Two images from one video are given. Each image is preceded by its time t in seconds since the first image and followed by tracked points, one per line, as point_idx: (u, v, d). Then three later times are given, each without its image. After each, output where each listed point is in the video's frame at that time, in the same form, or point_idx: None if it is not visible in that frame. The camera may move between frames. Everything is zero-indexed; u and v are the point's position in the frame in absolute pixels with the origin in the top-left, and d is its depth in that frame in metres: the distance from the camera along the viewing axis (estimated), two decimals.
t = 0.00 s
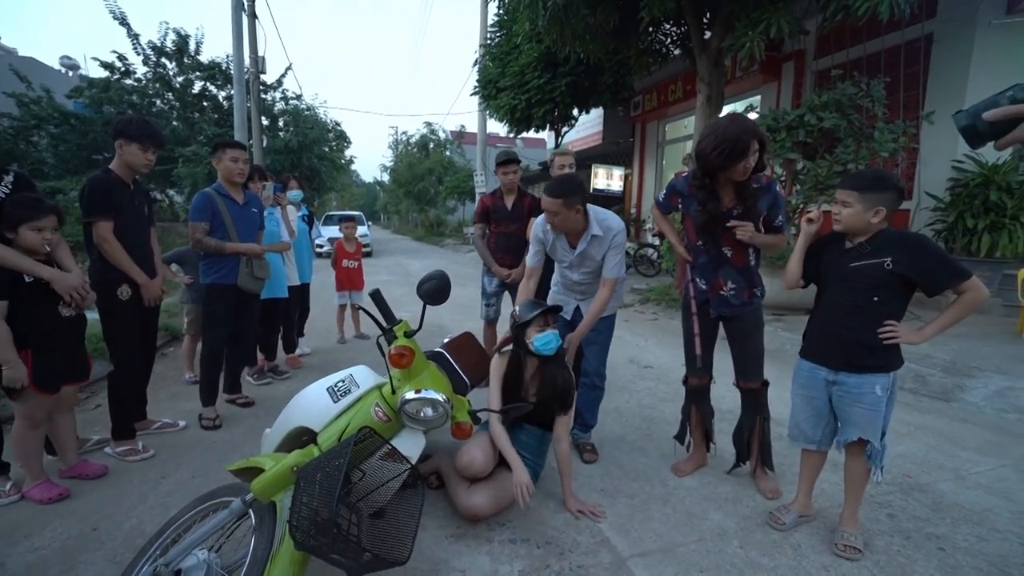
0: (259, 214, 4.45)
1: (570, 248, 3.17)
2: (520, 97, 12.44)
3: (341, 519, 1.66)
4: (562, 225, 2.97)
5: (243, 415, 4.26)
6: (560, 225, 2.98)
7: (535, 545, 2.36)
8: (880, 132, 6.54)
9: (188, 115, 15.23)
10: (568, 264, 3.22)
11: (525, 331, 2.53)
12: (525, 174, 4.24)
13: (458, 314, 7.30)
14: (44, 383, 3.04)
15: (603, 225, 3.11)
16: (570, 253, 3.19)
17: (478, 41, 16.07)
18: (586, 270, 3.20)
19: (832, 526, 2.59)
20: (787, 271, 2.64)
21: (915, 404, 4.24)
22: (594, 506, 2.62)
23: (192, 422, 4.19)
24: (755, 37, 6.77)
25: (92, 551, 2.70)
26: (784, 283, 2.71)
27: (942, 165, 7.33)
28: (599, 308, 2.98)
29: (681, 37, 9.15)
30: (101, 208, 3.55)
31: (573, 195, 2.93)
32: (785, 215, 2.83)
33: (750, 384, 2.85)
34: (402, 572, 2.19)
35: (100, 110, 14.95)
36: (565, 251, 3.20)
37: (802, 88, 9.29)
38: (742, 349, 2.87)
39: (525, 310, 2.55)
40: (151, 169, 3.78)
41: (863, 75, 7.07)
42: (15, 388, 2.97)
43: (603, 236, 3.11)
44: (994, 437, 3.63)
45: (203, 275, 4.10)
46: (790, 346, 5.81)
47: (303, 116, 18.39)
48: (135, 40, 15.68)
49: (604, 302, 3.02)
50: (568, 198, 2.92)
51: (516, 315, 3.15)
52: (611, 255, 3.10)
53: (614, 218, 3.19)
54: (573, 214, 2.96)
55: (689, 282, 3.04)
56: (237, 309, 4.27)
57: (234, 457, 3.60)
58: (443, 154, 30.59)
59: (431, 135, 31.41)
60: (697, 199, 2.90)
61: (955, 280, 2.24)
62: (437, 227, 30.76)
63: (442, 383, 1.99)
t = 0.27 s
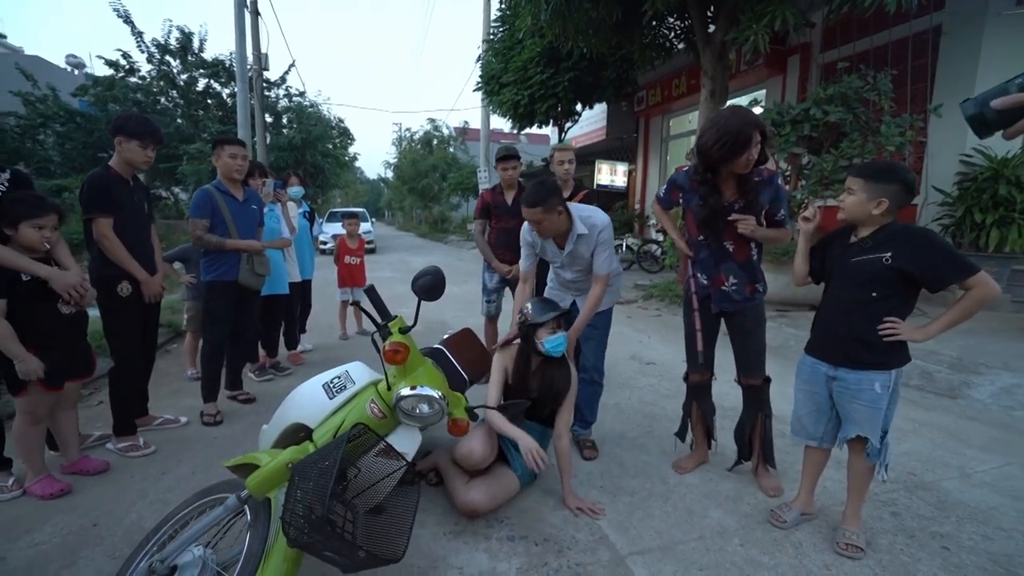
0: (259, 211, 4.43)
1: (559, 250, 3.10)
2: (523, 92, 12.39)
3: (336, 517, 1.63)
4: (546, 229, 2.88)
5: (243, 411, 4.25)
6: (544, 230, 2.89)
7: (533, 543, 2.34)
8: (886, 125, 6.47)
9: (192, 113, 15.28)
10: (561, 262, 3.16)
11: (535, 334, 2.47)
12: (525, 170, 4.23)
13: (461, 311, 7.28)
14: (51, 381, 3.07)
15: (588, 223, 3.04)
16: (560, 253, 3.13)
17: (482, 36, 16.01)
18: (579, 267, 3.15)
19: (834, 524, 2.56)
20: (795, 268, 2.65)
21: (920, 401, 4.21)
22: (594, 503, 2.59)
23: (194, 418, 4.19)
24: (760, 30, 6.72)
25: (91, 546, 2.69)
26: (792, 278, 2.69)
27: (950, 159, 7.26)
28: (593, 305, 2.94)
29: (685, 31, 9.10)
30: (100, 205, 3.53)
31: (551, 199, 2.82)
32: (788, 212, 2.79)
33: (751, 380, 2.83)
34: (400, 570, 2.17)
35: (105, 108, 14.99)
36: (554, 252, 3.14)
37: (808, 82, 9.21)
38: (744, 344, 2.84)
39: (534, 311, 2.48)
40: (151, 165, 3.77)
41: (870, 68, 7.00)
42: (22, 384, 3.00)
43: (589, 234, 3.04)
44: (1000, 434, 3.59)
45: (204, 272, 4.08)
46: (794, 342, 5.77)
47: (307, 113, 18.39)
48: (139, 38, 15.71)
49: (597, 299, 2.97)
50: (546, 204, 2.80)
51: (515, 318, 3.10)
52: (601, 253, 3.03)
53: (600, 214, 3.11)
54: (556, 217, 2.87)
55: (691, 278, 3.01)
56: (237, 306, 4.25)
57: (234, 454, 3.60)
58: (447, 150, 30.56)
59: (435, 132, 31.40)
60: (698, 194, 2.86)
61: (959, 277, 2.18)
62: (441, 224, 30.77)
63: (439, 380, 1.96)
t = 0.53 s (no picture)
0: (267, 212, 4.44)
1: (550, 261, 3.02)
2: (535, 89, 12.34)
3: (333, 519, 1.62)
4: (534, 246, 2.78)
5: (253, 411, 4.26)
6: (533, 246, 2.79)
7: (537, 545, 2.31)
8: (906, 117, 6.33)
9: (209, 115, 15.45)
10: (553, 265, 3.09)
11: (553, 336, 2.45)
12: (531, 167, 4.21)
13: (473, 309, 7.27)
14: (60, 381, 3.06)
15: (573, 231, 2.92)
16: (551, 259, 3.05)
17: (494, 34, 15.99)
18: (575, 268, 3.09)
19: (848, 528, 2.50)
20: (807, 265, 2.62)
21: (942, 401, 4.10)
22: (600, 505, 2.55)
23: (205, 418, 4.20)
24: (774, 21, 6.60)
25: (100, 544, 2.70)
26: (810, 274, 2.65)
27: (974, 150, 7.09)
28: (597, 304, 2.92)
29: (698, 23, 8.99)
30: (109, 206, 3.55)
31: (530, 217, 2.71)
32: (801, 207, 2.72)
33: (761, 378, 2.77)
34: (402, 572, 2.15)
35: (124, 112, 15.20)
36: (546, 262, 3.06)
37: (825, 73, 9.06)
38: (754, 342, 2.78)
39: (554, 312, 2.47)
40: (161, 168, 3.78)
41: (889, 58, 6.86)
42: (30, 384, 3.01)
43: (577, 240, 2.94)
44: None
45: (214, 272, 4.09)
46: (810, 339, 5.67)
47: (320, 114, 18.50)
48: (156, 42, 15.91)
49: (599, 299, 2.94)
50: (526, 224, 2.68)
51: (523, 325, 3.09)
52: (594, 257, 2.96)
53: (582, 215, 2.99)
54: (539, 233, 2.77)
55: (698, 275, 2.95)
56: (247, 306, 4.24)
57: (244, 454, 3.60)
58: (460, 149, 30.59)
59: (448, 131, 31.46)
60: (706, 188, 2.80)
61: (975, 272, 2.10)
62: (455, 222, 30.80)
63: (439, 380, 1.93)
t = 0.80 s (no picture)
0: (281, 210, 4.39)
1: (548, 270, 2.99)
2: (550, 87, 12.29)
3: (334, 519, 1.60)
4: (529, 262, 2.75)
5: (266, 409, 4.24)
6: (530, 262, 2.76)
7: (542, 547, 2.28)
8: (933, 110, 6.16)
9: (230, 116, 15.65)
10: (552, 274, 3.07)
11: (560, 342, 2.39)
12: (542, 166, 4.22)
13: (487, 308, 7.25)
14: (78, 376, 3.06)
15: (567, 242, 2.89)
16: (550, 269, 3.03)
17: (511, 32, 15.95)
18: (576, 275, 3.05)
19: (864, 537, 2.43)
20: (830, 272, 2.53)
21: (969, 405, 3.99)
22: (608, 508, 2.51)
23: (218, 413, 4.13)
24: (793, 13, 6.48)
25: (112, 538, 2.70)
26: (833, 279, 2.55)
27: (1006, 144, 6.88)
28: (606, 307, 2.88)
29: (716, 18, 8.87)
30: (125, 205, 3.57)
31: (522, 232, 2.69)
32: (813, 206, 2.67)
33: (774, 380, 2.71)
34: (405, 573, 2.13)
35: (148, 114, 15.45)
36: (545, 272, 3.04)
37: (848, 66, 8.89)
38: (768, 342, 2.71)
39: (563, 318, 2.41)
40: (176, 167, 3.80)
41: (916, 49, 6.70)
42: (48, 380, 3.01)
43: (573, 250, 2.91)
44: None
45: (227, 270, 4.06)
46: (830, 340, 5.56)
47: (338, 114, 18.62)
48: (179, 45, 16.14)
49: (608, 302, 2.91)
50: (517, 241, 2.67)
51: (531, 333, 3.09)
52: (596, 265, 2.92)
53: (577, 225, 2.97)
54: (532, 248, 2.74)
55: (710, 275, 2.88)
56: (260, 303, 4.21)
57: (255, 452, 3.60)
58: (477, 147, 30.61)
59: (465, 129, 31.51)
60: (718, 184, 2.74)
61: (1002, 274, 2.03)
62: (472, 221, 30.84)
63: (441, 380, 1.89)
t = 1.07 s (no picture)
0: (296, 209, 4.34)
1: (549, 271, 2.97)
2: (567, 84, 12.22)
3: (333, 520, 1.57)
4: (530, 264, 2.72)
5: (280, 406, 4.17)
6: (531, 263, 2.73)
7: (546, 550, 2.24)
8: (964, 102, 5.99)
9: (252, 117, 15.84)
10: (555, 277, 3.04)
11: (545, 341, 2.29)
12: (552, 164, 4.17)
13: (502, 306, 7.21)
14: (94, 370, 2.90)
15: (568, 247, 2.84)
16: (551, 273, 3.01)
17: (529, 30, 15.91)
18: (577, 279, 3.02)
19: (883, 548, 2.35)
20: (848, 275, 2.43)
21: (999, 411, 3.86)
22: (615, 511, 2.46)
23: (232, 410, 4.00)
24: (815, 6, 6.35)
25: (123, 529, 2.59)
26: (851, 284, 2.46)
27: None
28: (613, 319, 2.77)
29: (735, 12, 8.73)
30: (140, 202, 3.44)
31: (522, 234, 2.66)
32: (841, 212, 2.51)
33: (787, 384, 2.63)
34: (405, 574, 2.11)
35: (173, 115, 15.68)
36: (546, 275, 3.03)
37: (873, 60, 8.69)
38: (782, 343, 2.64)
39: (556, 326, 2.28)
40: (191, 167, 3.67)
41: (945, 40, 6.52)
42: (64, 373, 2.85)
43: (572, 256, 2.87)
44: None
45: (241, 268, 4.01)
46: (852, 341, 5.44)
47: (357, 113, 18.73)
48: (203, 47, 16.36)
49: (614, 310, 2.80)
50: (520, 241, 2.65)
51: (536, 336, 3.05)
52: (598, 271, 2.82)
53: (579, 229, 2.90)
54: (535, 249, 2.71)
55: (718, 276, 2.83)
56: (272, 302, 4.14)
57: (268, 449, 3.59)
58: (494, 146, 30.62)
59: (482, 128, 31.56)
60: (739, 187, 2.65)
61: None
62: (489, 220, 30.86)
63: (441, 380, 1.86)
